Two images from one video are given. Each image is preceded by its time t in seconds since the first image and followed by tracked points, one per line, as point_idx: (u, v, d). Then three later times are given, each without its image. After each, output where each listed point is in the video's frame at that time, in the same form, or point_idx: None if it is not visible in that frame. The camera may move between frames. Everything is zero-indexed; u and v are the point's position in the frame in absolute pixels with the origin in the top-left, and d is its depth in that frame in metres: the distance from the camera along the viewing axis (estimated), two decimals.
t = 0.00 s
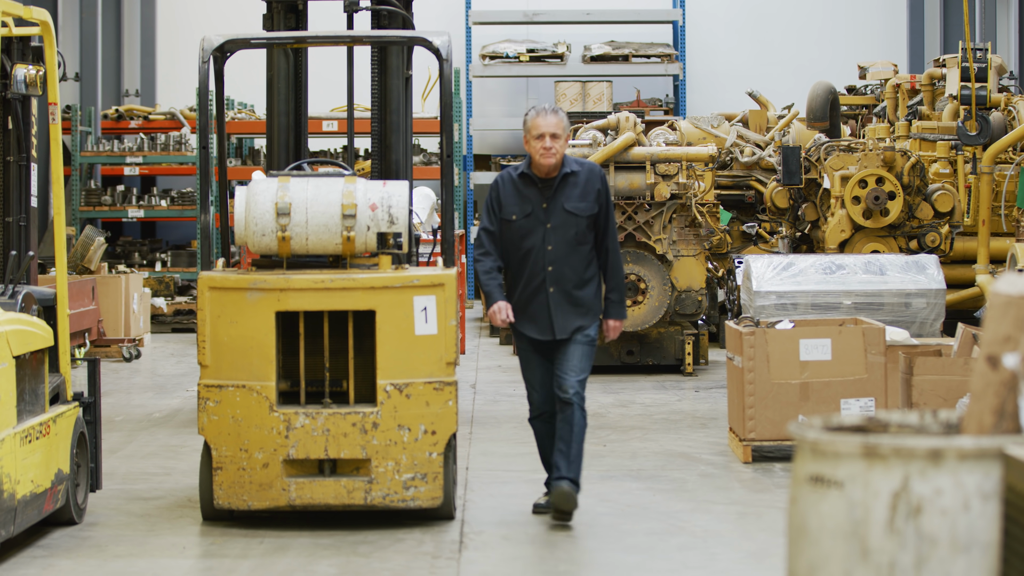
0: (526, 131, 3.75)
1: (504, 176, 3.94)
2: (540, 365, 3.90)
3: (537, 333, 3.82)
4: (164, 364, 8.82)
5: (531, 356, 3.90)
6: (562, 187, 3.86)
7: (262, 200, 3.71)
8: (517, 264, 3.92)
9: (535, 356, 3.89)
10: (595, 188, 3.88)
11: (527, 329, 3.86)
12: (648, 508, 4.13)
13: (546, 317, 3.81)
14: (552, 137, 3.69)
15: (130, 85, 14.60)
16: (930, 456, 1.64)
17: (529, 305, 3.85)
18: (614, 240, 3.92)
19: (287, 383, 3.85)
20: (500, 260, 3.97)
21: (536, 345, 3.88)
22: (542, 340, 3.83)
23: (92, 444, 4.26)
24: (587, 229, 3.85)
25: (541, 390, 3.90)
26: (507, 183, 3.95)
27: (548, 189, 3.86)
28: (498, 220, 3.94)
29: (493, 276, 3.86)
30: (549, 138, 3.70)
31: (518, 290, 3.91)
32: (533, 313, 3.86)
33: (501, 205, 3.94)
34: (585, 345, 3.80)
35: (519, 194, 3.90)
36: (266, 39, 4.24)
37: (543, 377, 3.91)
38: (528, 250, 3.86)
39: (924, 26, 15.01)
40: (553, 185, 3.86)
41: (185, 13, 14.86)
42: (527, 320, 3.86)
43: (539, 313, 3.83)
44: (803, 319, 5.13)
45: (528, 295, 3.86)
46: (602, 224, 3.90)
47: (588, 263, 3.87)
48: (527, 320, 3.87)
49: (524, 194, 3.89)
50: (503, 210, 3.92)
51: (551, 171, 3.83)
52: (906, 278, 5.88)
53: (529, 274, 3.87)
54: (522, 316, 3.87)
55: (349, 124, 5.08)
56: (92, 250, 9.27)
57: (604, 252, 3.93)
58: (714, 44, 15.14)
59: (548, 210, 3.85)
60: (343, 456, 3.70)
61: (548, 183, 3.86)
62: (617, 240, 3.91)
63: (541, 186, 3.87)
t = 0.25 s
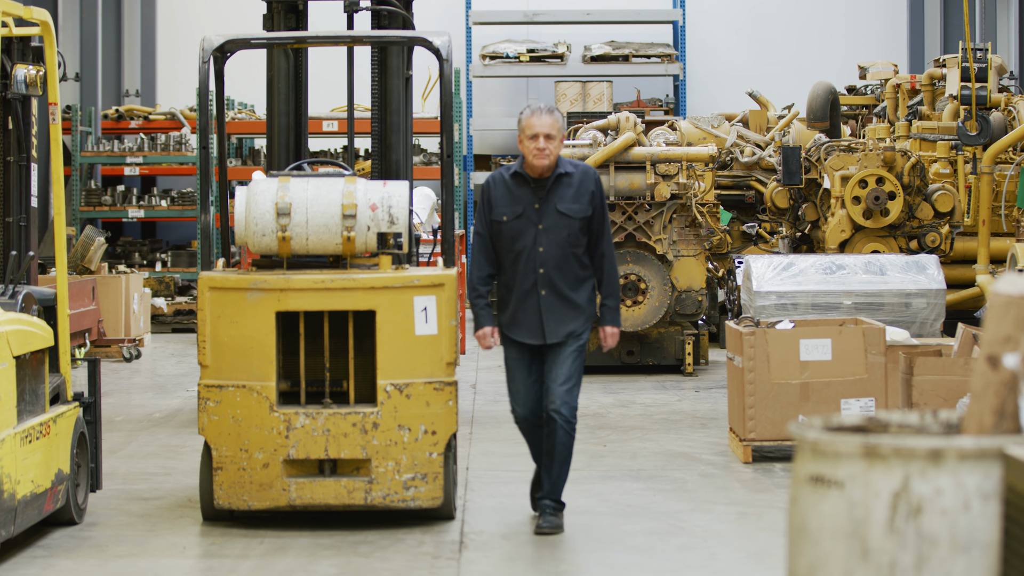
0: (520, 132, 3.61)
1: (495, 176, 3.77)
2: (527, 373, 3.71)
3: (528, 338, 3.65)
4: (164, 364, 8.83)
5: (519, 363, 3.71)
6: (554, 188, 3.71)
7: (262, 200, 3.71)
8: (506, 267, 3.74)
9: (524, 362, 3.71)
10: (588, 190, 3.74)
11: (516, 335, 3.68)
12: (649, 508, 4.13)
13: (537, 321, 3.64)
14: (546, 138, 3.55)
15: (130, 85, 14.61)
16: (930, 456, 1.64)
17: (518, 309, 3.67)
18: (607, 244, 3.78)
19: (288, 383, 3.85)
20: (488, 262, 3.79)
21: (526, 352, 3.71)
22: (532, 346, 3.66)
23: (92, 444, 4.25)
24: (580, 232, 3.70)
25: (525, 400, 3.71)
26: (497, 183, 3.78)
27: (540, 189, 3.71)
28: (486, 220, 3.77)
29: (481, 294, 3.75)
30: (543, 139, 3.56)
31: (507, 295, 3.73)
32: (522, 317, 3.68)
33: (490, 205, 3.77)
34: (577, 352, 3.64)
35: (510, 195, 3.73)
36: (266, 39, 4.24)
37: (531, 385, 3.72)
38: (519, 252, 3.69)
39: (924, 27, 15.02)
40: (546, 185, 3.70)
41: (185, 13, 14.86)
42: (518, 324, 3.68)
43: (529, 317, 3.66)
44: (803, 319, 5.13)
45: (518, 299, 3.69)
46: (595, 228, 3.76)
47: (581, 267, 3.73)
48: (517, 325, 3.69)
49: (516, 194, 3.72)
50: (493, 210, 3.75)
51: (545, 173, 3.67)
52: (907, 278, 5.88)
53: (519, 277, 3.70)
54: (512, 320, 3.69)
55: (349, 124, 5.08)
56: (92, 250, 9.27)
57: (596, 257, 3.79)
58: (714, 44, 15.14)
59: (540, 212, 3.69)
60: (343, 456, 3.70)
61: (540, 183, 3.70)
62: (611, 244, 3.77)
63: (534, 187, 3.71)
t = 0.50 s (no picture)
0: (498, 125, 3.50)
1: (477, 174, 3.66)
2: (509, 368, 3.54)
3: (514, 338, 3.53)
4: (164, 364, 8.83)
5: (502, 358, 3.54)
6: (537, 181, 3.57)
7: (262, 200, 3.71)
8: (491, 266, 3.62)
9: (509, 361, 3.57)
10: (572, 181, 3.59)
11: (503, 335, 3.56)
12: (649, 508, 4.13)
13: (523, 321, 3.52)
14: (525, 131, 3.43)
15: (130, 84, 14.61)
16: (930, 456, 1.63)
17: (503, 309, 3.55)
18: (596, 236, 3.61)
19: (287, 383, 3.85)
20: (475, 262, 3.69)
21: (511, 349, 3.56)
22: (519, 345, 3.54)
23: (91, 444, 4.25)
24: (565, 225, 3.56)
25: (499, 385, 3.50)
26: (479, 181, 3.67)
27: (521, 183, 3.57)
28: (470, 218, 3.66)
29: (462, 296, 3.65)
30: (522, 132, 3.45)
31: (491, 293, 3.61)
32: (508, 317, 3.56)
33: (473, 203, 3.66)
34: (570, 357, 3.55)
35: (492, 191, 3.62)
36: (266, 39, 4.24)
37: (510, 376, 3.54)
38: (502, 249, 3.57)
39: (924, 27, 15.02)
40: (527, 179, 3.57)
41: (185, 13, 14.85)
42: (503, 323, 3.57)
43: (515, 316, 3.54)
44: (803, 319, 5.13)
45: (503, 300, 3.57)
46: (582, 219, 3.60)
47: (569, 262, 3.58)
48: (503, 325, 3.57)
49: (498, 190, 3.61)
50: (475, 208, 3.64)
51: (526, 166, 3.55)
52: (907, 278, 5.87)
53: (504, 276, 3.58)
54: (498, 320, 3.57)
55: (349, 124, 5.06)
56: (92, 250, 9.27)
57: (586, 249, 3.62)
58: (714, 44, 15.13)
59: (522, 207, 3.56)
60: (343, 456, 3.70)
61: (522, 176, 3.57)
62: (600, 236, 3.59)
63: (514, 182, 3.58)
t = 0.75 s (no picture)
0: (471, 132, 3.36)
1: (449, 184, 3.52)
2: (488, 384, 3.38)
3: (490, 353, 3.38)
4: (164, 364, 8.83)
5: (477, 371, 3.38)
6: (511, 191, 3.45)
7: (262, 200, 3.70)
8: (465, 279, 3.47)
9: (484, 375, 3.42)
10: (547, 190, 3.47)
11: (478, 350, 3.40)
12: (649, 509, 4.12)
13: (499, 335, 3.38)
14: (497, 138, 3.29)
15: (130, 84, 14.60)
16: (930, 456, 1.63)
17: (478, 323, 3.40)
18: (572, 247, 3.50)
19: (287, 383, 3.85)
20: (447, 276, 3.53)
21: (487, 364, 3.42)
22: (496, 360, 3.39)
23: (92, 444, 4.25)
24: (541, 236, 3.44)
25: (483, 400, 3.35)
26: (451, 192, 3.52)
27: (495, 194, 3.45)
28: (442, 230, 3.51)
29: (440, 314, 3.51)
30: (494, 139, 3.30)
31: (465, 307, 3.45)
32: (483, 332, 3.40)
33: (445, 215, 3.52)
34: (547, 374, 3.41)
35: (465, 202, 3.48)
36: (266, 39, 4.23)
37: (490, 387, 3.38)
38: (476, 262, 3.43)
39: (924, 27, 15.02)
40: (501, 190, 3.44)
41: (185, 13, 14.84)
42: (477, 337, 3.41)
43: (491, 331, 3.39)
44: (803, 319, 5.13)
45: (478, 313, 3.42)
46: (559, 230, 3.49)
47: (545, 274, 3.45)
48: (478, 339, 3.41)
49: (471, 201, 3.47)
50: (448, 220, 3.50)
51: (500, 174, 3.42)
52: (907, 278, 5.87)
53: (478, 289, 3.43)
54: (472, 336, 3.41)
55: (349, 124, 5.05)
56: (92, 250, 9.27)
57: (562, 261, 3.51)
58: (714, 44, 15.13)
59: (496, 218, 3.43)
60: (343, 456, 3.70)
61: (495, 186, 3.45)
62: (576, 246, 3.48)
63: (488, 193, 3.45)
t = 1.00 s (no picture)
0: (453, 119, 3.24)
1: (432, 167, 3.39)
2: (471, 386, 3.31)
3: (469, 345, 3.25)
4: (163, 364, 8.83)
5: (459, 370, 3.30)
6: (495, 178, 3.32)
7: (261, 200, 3.70)
8: (445, 266, 3.35)
9: (464, 369, 3.30)
10: (532, 178, 3.34)
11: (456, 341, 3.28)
12: (649, 509, 4.12)
13: (478, 325, 3.25)
14: (481, 124, 3.18)
15: (130, 84, 14.60)
16: (931, 456, 1.62)
17: (457, 312, 3.28)
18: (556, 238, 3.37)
19: (287, 383, 3.85)
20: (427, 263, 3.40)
21: (466, 358, 3.30)
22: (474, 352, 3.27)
23: (91, 444, 4.25)
24: (524, 225, 3.31)
25: (469, 409, 3.30)
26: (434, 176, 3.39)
27: (479, 180, 3.32)
28: (423, 216, 3.39)
29: (410, 291, 3.32)
30: (478, 125, 3.19)
31: (445, 297, 3.33)
32: (462, 322, 3.28)
33: (427, 200, 3.39)
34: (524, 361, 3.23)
35: (447, 187, 3.35)
36: (266, 39, 4.23)
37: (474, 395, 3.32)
38: (456, 249, 3.30)
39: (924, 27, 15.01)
40: (485, 176, 3.31)
41: (185, 12, 14.82)
42: (457, 328, 3.28)
43: (469, 320, 3.26)
44: (803, 319, 5.12)
45: (457, 302, 3.29)
46: (543, 220, 3.36)
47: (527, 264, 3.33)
48: (456, 330, 3.29)
49: (453, 186, 3.34)
50: (429, 205, 3.37)
51: (483, 161, 3.29)
52: (907, 278, 5.86)
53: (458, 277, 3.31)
54: (451, 325, 3.29)
55: (349, 124, 5.02)
56: (92, 250, 9.27)
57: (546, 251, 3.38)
58: (714, 44, 15.12)
59: (479, 205, 3.30)
60: (343, 456, 3.69)
61: (479, 172, 3.32)
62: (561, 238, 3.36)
63: (472, 178, 3.32)
